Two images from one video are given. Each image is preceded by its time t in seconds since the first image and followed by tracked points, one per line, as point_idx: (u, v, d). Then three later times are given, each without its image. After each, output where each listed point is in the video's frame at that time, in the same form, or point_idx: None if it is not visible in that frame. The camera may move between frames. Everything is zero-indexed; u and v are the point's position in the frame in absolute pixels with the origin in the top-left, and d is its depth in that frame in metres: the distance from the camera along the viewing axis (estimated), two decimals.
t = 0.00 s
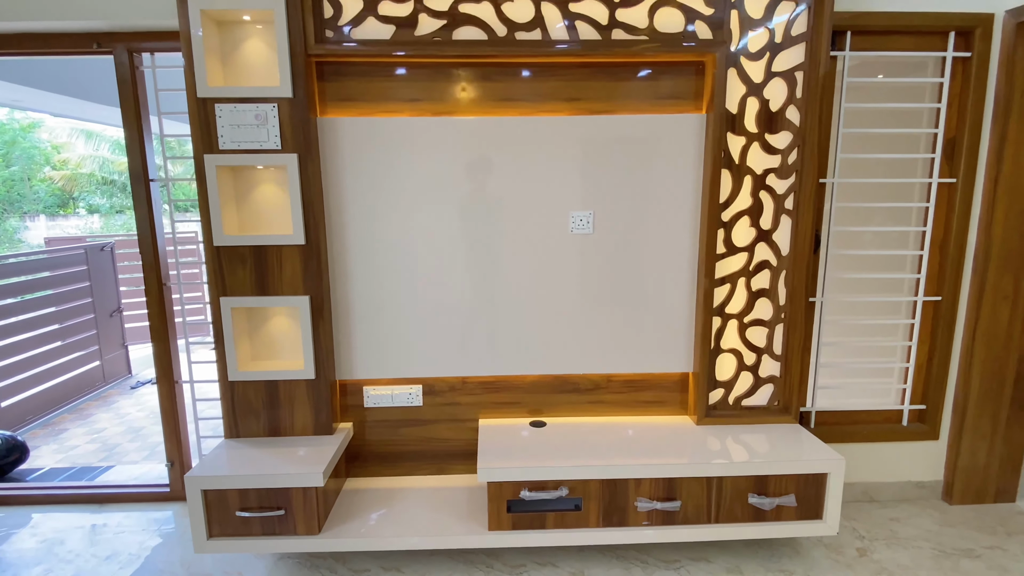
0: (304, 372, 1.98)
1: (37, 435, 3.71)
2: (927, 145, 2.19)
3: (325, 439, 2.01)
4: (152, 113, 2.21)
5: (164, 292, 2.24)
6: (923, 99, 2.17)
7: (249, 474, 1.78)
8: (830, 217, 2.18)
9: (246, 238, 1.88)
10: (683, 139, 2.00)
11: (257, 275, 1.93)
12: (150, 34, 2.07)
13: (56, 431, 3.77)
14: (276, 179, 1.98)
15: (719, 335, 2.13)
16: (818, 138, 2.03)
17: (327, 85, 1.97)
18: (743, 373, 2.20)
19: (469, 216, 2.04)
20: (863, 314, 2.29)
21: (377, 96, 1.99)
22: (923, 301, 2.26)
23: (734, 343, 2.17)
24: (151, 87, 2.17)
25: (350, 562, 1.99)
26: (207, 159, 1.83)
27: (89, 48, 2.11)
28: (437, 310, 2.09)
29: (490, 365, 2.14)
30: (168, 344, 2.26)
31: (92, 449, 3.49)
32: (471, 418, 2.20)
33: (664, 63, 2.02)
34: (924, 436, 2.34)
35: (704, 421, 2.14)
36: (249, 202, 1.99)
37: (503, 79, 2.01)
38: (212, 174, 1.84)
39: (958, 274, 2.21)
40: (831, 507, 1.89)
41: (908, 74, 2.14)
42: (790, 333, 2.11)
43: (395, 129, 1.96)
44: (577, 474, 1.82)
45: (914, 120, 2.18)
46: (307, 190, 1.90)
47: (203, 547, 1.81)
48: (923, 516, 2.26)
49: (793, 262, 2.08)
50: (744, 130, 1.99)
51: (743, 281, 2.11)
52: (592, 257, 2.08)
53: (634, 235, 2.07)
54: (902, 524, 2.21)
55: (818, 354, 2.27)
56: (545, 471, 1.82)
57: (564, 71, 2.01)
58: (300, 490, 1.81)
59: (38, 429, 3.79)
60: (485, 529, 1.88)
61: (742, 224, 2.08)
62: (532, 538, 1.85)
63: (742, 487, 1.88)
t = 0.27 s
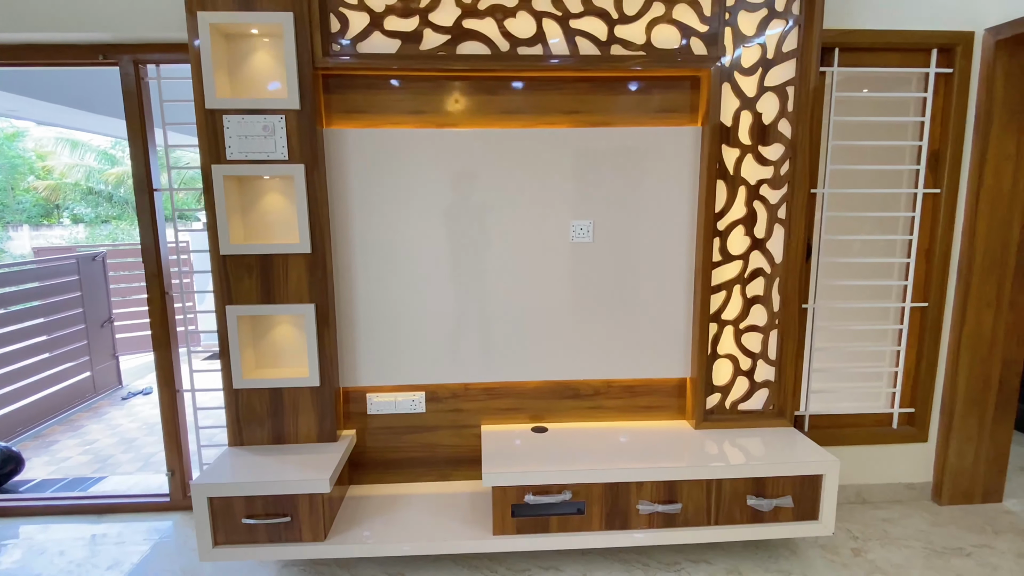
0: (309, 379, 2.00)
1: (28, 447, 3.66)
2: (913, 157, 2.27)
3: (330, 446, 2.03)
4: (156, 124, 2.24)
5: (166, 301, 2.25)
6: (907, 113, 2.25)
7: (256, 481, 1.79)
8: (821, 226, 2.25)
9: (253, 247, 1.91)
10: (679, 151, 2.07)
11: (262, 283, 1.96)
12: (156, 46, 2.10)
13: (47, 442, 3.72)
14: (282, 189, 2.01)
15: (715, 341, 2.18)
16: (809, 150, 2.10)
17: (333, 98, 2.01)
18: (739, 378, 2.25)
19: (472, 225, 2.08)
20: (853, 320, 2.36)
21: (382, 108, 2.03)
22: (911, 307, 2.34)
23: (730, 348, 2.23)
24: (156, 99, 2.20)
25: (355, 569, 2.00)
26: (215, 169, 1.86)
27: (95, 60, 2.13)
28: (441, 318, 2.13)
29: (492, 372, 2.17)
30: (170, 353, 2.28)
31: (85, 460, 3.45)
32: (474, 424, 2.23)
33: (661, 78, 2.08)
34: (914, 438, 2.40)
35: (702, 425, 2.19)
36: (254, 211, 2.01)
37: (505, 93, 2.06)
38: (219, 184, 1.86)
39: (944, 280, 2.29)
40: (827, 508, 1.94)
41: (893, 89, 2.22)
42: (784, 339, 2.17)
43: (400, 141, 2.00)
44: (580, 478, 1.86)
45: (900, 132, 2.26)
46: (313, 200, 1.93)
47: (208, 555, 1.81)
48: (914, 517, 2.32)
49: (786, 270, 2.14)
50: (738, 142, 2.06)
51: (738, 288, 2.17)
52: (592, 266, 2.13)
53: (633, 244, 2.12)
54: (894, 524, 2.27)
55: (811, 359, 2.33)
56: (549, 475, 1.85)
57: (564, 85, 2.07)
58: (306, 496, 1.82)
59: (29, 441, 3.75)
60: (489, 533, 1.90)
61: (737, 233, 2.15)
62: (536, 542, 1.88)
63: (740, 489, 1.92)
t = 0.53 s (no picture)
0: (309, 387, 2.02)
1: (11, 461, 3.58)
2: (892, 168, 2.37)
3: (330, 454, 2.04)
4: (155, 134, 2.24)
5: (163, 310, 2.25)
6: (887, 126, 2.35)
7: (258, 490, 1.80)
8: (807, 235, 2.34)
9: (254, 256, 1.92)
10: (671, 162, 2.13)
11: (263, 292, 1.97)
12: (156, 57, 2.11)
13: (31, 456, 3.65)
14: (282, 199, 2.02)
15: (708, 346, 2.24)
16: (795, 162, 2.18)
17: (333, 110, 2.04)
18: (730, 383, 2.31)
19: (470, 234, 2.11)
20: (839, 325, 2.44)
21: (381, 119, 2.07)
22: (893, 313, 2.42)
23: (722, 353, 2.29)
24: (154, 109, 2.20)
25: None
26: (216, 179, 1.88)
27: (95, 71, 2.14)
28: (440, 326, 2.16)
29: (491, 379, 2.20)
30: (167, 363, 2.27)
31: (70, 473, 3.37)
32: (472, 430, 2.25)
33: (653, 92, 2.15)
34: (898, 440, 2.48)
35: (695, 428, 2.24)
36: (255, 221, 2.03)
37: (503, 105, 2.11)
38: (221, 194, 1.88)
39: (924, 286, 2.38)
40: (817, 507, 2.00)
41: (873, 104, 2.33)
42: (774, 344, 2.24)
43: (400, 151, 2.03)
44: (580, 482, 1.89)
45: (880, 145, 2.36)
46: (314, 210, 1.95)
47: (209, 565, 1.81)
48: (899, 516, 2.39)
49: (774, 277, 2.21)
50: (727, 154, 2.13)
51: (729, 295, 2.23)
52: (587, 273, 2.18)
53: (627, 252, 2.18)
54: (880, 523, 2.34)
55: (798, 363, 2.40)
56: (549, 479, 1.88)
57: (560, 99, 2.13)
58: (308, 504, 1.83)
59: (13, 455, 3.67)
60: (490, 538, 1.93)
61: (727, 241, 2.21)
62: (536, 546, 1.91)
63: (734, 491, 1.98)
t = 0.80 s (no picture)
0: (303, 396, 2.03)
1: None
2: (865, 180, 2.48)
3: (324, 462, 2.04)
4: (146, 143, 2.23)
5: (153, 319, 2.24)
6: (860, 140, 2.46)
7: (254, 499, 1.80)
8: (786, 243, 2.43)
9: (249, 265, 1.93)
10: (658, 174, 2.21)
11: (258, 301, 1.98)
12: (148, 67, 2.12)
13: (5, 472, 3.52)
14: (277, 209, 2.04)
15: (693, 351, 2.30)
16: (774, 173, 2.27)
17: (327, 121, 2.06)
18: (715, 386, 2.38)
19: (464, 243, 2.15)
20: (817, 330, 2.53)
21: (375, 131, 2.10)
22: (868, 318, 2.53)
23: (707, 358, 2.36)
24: (146, 118, 2.20)
25: None
26: (211, 190, 1.89)
27: (86, 80, 2.13)
28: (433, 334, 2.18)
29: (484, 386, 2.23)
30: (157, 373, 2.25)
31: (48, 487, 3.26)
32: (466, 437, 2.28)
33: (639, 106, 2.23)
34: (874, 440, 2.58)
35: (683, 431, 2.30)
36: (249, 230, 2.04)
37: (495, 118, 2.16)
38: (216, 204, 1.89)
39: (896, 292, 2.49)
40: (800, 506, 2.08)
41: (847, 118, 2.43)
42: (756, 348, 2.32)
43: (394, 162, 2.07)
44: (573, 486, 1.94)
45: (854, 157, 2.47)
46: (310, 220, 1.98)
47: None
48: (877, 513, 2.49)
49: (756, 284, 2.29)
50: (711, 166, 2.21)
51: (713, 301, 2.31)
52: (577, 281, 2.24)
53: (615, 261, 2.24)
54: (860, 521, 2.43)
55: (779, 367, 2.49)
56: (543, 483, 1.92)
57: (550, 112, 2.19)
58: (304, 512, 1.83)
59: None
60: (485, 542, 1.96)
61: (711, 249, 2.29)
62: (531, 549, 1.95)
63: (722, 491, 2.04)
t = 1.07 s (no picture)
0: (292, 403, 2.03)
1: None
2: (834, 189, 2.60)
3: (313, 470, 2.05)
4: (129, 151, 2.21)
5: (136, 328, 2.20)
6: (829, 151, 2.58)
7: (245, 508, 1.80)
8: (761, 250, 2.53)
9: (237, 273, 1.94)
10: (639, 183, 2.28)
11: (246, 309, 1.98)
12: (133, 74, 2.11)
13: None
14: (264, 216, 2.04)
15: (675, 355, 2.37)
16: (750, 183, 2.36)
17: (316, 130, 2.08)
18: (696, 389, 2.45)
19: (451, 250, 2.19)
20: (791, 333, 2.64)
21: (363, 140, 2.12)
22: (838, 321, 2.64)
23: (687, 361, 2.43)
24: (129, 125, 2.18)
25: None
26: (200, 198, 1.89)
27: (68, 86, 2.10)
28: (420, 340, 2.21)
29: (471, 391, 2.26)
30: (139, 383, 2.22)
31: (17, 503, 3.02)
32: (454, 442, 2.31)
33: (621, 118, 2.30)
34: (845, 438, 2.69)
35: (665, 433, 2.36)
36: (236, 238, 2.04)
37: (482, 128, 2.21)
38: (204, 212, 1.89)
39: (865, 296, 2.61)
40: (779, 503, 2.16)
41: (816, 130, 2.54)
42: (734, 351, 2.40)
43: (382, 171, 2.10)
44: (561, 487, 1.99)
45: (823, 168, 2.58)
46: (299, 227, 1.99)
47: None
48: (849, 509, 2.59)
49: (733, 289, 2.38)
50: (689, 176, 2.29)
51: (693, 306, 2.38)
52: (562, 287, 2.29)
53: (598, 267, 2.30)
54: (834, 517, 2.53)
55: (756, 369, 2.58)
56: (532, 486, 1.96)
57: (534, 123, 2.25)
58: (295, 520, 1.84)
59: None
60: (476, 545, 1.99)
61: (690, 256, 2.37)
62: (521, 551, 1.98)
63: (704, 490, 2.11)
